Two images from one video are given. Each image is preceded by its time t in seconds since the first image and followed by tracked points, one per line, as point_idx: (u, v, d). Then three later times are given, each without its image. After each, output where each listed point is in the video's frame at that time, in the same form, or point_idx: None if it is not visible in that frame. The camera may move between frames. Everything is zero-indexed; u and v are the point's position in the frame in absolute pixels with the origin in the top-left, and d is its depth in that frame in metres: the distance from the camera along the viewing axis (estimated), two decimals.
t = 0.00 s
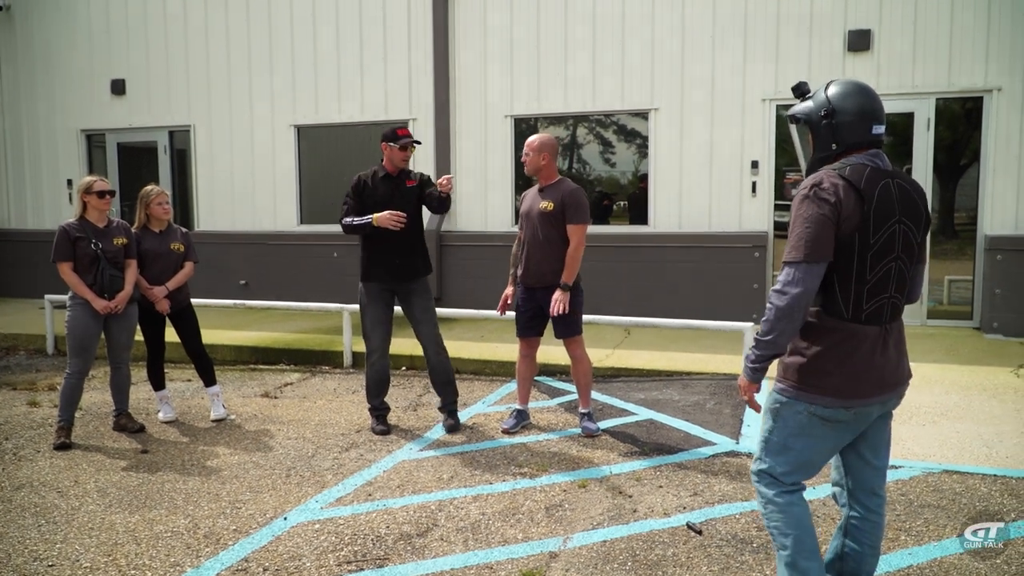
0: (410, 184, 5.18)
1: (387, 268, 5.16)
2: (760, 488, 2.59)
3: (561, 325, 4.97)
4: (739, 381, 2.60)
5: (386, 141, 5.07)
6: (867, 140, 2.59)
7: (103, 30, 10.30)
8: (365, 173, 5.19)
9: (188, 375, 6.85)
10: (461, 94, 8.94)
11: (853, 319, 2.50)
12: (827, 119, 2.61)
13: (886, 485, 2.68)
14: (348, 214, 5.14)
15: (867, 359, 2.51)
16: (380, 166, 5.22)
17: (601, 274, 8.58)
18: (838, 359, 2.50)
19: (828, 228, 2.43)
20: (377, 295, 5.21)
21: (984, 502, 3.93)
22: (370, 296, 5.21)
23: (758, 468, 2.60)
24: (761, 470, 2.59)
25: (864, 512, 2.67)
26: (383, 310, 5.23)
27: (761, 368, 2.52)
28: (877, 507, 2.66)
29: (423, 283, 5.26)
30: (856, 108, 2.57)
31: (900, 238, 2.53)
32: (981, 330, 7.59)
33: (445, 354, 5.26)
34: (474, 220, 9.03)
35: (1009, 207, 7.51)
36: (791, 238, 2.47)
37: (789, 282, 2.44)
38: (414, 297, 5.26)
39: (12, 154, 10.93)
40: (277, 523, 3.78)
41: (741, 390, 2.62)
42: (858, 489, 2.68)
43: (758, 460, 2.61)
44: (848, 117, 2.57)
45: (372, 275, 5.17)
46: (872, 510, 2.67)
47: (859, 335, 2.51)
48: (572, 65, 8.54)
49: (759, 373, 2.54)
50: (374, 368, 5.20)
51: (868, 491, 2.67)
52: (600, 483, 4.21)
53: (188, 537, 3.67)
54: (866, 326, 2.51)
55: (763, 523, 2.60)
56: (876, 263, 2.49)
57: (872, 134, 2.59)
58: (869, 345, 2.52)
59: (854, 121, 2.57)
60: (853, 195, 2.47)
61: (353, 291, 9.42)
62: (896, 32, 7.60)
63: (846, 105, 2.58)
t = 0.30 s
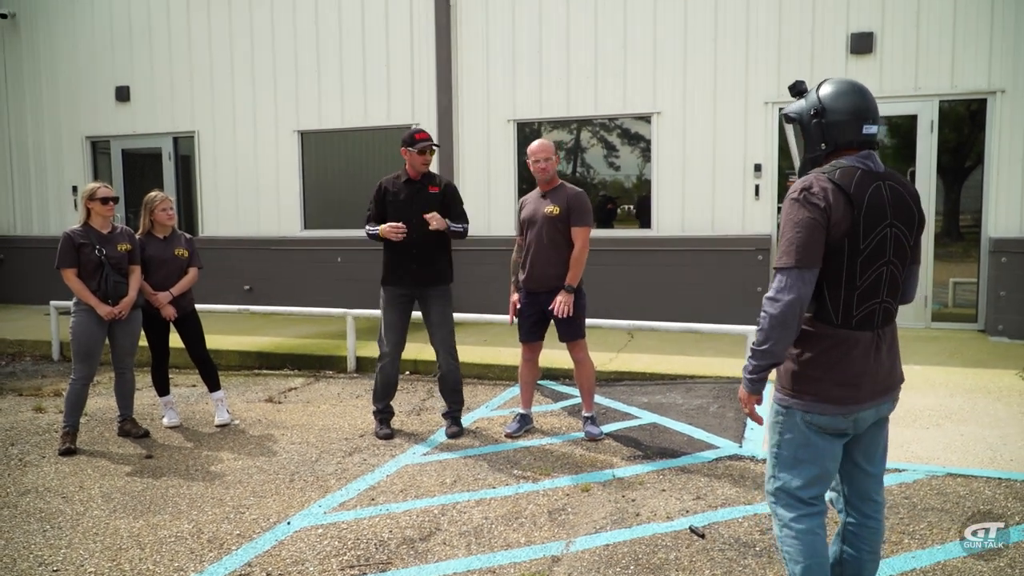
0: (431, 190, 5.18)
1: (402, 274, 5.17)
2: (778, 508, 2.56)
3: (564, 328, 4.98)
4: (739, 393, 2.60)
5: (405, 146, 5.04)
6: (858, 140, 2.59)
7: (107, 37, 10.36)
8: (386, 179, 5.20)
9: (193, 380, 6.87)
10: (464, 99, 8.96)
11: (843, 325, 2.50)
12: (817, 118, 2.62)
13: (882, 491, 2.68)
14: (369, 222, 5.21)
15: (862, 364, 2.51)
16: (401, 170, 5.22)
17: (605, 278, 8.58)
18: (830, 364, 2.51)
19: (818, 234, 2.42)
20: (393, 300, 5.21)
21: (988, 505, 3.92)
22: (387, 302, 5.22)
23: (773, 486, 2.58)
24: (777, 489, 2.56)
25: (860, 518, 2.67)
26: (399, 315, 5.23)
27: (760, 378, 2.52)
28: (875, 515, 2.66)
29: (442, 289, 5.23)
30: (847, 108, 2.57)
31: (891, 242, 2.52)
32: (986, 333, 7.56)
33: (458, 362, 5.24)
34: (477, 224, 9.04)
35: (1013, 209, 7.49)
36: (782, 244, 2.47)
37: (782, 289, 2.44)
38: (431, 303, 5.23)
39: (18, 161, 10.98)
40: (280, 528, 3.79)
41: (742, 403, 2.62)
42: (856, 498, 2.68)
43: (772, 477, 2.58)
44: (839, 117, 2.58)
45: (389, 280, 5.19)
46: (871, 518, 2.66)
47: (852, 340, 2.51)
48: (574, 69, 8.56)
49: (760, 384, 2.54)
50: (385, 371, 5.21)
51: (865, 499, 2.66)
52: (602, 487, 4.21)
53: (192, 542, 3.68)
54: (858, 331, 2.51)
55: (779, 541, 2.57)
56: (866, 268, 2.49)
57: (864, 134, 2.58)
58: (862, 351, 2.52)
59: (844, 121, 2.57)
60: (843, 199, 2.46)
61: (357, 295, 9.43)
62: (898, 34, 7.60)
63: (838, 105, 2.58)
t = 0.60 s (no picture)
0: (444, 195, 5.19)
1: (412, 277, 5.18)
2: (789, 522, 2.53)
3: (572, 332, 5.01)
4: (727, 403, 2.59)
5: (417, 150, 5.04)
6: (844, 140, 2.58)
7: (115, 40, 10.41)
8: (398, 183, 5.19)
9: (198, 382, 6.90)
10: (470, 102, 8.98)
11: (837, 330, 2.49)
12: (804, 119, 2.61)
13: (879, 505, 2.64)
14: (382, 225, 5.19)
15: (856, 369, 2.49)
16: (412, 173, 5.23)
17: (610, 281, 8.59)
18: (823, 370, 2.50)
19: (807, 237, 2.42)
20: (403, 304, 5.23)
21: (993, 510, 3.91)
22: (396, 305, 5.24)
23: (781, 499, 2.54)
24: (786, 501, 2.53)
25: (854, 531, 2.64)
26: (408, 319, 5.25)
27: (748, 388, 2.51)
28: (874, 528, 2.62)
29: (451, 294, 5.25)
30: (832, 107, 2.56)
31: (883, 243, 2.51)
32: (992, 338, 7.53)
33: (465, 367, 5.26)
34: (482, 227, 9.05)
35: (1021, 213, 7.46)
36: (771, 249, 2.47)
37: (770, 295, 2.44)
38: (440, 307, 5.25)
39: (27, 163, 11.05)
40: (283, 530, 3.81)
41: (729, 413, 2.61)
42: (852, 512, 2.65)
43: (779, 490, 2.55)
44: (826, 117, 2.57)
45: (399, 284, 5.20)
46: (869, 531, 2.62)
47: (845, 344, 2.50)
48: (580, 72, 8.57)
49: (747, 393, 2.53)
50: (392, 374, 5.23)
51: (862, 513, 2.63)
52: (605, 491, 4.20)
53: (195, 544, 3.69)
54: (852, 335, 2.50)
55: (790, 555, 2.53)
56: (859, 271, 2.48)
57: (850, 134, 2.57)
58: (856, 356, 2.50)
59: (829, 120, 2.56)
60: (832, 201, 2.45)
61: (363, 299, 9.45)
62: (904, 38, 7.59)
63: (824, 105, 2.57)
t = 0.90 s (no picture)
0: (442, 196, 5.22)
1: (413, 279, 5.18)
2: (792, 530, 2.52)
3: (578, 333, 5.03)
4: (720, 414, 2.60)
5: (415, 154, 5.06)
6: (835, 142, 2.57)
7: (124, 45, 10.48)
8: (398, 182, 5.20)
9: (206, 385, 6.93)
10: (476, 106, 9.00)
11: (830, 336, 2.49)
12: (795, 120, 2.62)
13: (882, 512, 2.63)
14: (385, 223, 5.11)
15: (850, 375, 2.48)
16: (410, 175, 5.24)
17: (616, 284, 8.58)
18: (816, 377, 2.50)
19: (794, 242, 2.42)
20: (403, 307, 5.24)
21: (1000, 514, 3.89)
22: (396, 308, 5.25)
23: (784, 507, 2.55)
24: (789, 509, 2.53)
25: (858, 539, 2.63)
26: (409, 321, 5.27)
27: (740, 398, 2.50)
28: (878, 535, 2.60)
29: (451, 295, 5.29)
30: (821, 109, 2.56)
31: (875, 246, 2.49)
32: (1001, 340, 7.49)
33: (466, 368, 5.29)
34: (489, 230, 9.07)
35: None
36: (759, 255, 2.47)
37: (759, 302, 2.44)
38: (441, 307, 5.28)
39: (36, 167, 11.12)
40: (289, 532, 3.82)
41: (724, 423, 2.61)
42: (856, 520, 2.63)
43: (782, 498, 2.55)
44: (817, 118, 2.57)
45: (398, 285, 5.19)
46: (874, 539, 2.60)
47: (839, 350, 2.49)
48: (586, 75, 8.58)
49: (739, 403, 2.52)
50: (396, 376, 5.24)
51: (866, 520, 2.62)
52: (611, 494, 4.20)
53: (202, 545, 3.71)
54: (847, 341, 2.49)
55: (794, 564, 2.52)
56: (851, 275, 2.47)
57: (842, 135, 2.56)
58: (851, 361, 2.49)
59: (818, 122, 2.56)
60: (820, 205, 2.44)
61: (370, 302, 9.47)
62: (911, 40, 7.57)
63: (815, 107, 2.57)
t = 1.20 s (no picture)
0: (441, 200, 5.24)
1: (415, 281, 5.19)
2: (791, 531, 2.52)
3: (582, 335, 5.02)
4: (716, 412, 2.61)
5: (415, 155, 5.08)
6: (839, 142, 2.56)
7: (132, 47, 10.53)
8: (397, 185, 5.21)
9: (213, 386, 6.96)
10: (483, 108, 9.01)
11: (827, 338, 2.48)
12: (799, 120, 2.61)
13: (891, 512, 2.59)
14: (381, 226, 5.14)
15: (847, 378, 2.48)
16: (410, 178, 5.24)
17: (623, 286, 8.58)
18: (813, 379, 2.50)
19: (790, 244, 2.42)
20: (404, 308, 5.25)
21: (1005, 516, 3.88)
22: (396, 309, 5.24)
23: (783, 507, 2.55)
24: (788, 509, 2.53)
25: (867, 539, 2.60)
26: (410, 322, 5.28)
27: (735, 397, 2.53)
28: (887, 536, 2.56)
29: (452, 297, 5.32)
30: (826, 110, 2.56)
31: (875, 249, 2.49)
32: (1008, 342, 7.46)
33: (469, 369, 5.30)
34: (496, 231, 9.08)
35: None
36: (756, 256, 2.48)
37: (756, 303, 2.45)
38: (442, 309, 5.31)
39: (46, 169, 11.18)
40: (294, 532, 3.83)
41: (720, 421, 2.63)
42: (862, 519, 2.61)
43: (781, 498, 2.56)
44: (822, 118, 2.56)
45: (399, 287, 5.19)
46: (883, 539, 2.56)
47: (836, 353, 2.49)
48: (592, 77, 8.59)
49: (734, 401, 2.54)
50: (399, 377, 5.26)
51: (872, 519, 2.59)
52: (615, 495, 4.20)
53: (208, 545, 3.73)
54: (844, 344, 2.48)
55: (794, 565, 2.52)
56: (848, 278, 2.47)
57: (846, 136, 2.55)
58: (848, 364, 2.48)
59: (823, 123, 2.55)
60: (818, 207, 2.45)
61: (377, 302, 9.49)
62: (918, 42, 7.56)
63: (820, 107, 2.56)
